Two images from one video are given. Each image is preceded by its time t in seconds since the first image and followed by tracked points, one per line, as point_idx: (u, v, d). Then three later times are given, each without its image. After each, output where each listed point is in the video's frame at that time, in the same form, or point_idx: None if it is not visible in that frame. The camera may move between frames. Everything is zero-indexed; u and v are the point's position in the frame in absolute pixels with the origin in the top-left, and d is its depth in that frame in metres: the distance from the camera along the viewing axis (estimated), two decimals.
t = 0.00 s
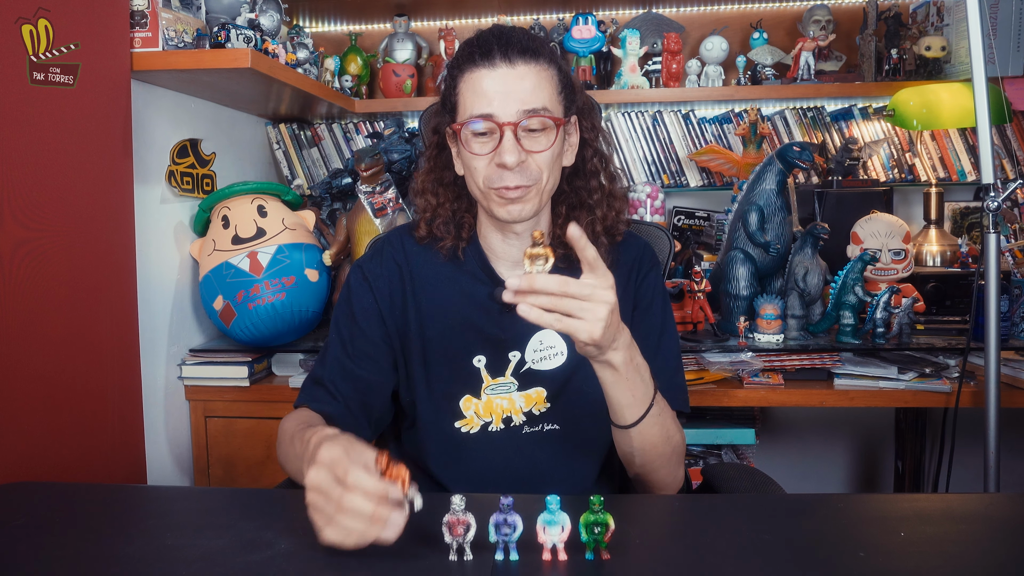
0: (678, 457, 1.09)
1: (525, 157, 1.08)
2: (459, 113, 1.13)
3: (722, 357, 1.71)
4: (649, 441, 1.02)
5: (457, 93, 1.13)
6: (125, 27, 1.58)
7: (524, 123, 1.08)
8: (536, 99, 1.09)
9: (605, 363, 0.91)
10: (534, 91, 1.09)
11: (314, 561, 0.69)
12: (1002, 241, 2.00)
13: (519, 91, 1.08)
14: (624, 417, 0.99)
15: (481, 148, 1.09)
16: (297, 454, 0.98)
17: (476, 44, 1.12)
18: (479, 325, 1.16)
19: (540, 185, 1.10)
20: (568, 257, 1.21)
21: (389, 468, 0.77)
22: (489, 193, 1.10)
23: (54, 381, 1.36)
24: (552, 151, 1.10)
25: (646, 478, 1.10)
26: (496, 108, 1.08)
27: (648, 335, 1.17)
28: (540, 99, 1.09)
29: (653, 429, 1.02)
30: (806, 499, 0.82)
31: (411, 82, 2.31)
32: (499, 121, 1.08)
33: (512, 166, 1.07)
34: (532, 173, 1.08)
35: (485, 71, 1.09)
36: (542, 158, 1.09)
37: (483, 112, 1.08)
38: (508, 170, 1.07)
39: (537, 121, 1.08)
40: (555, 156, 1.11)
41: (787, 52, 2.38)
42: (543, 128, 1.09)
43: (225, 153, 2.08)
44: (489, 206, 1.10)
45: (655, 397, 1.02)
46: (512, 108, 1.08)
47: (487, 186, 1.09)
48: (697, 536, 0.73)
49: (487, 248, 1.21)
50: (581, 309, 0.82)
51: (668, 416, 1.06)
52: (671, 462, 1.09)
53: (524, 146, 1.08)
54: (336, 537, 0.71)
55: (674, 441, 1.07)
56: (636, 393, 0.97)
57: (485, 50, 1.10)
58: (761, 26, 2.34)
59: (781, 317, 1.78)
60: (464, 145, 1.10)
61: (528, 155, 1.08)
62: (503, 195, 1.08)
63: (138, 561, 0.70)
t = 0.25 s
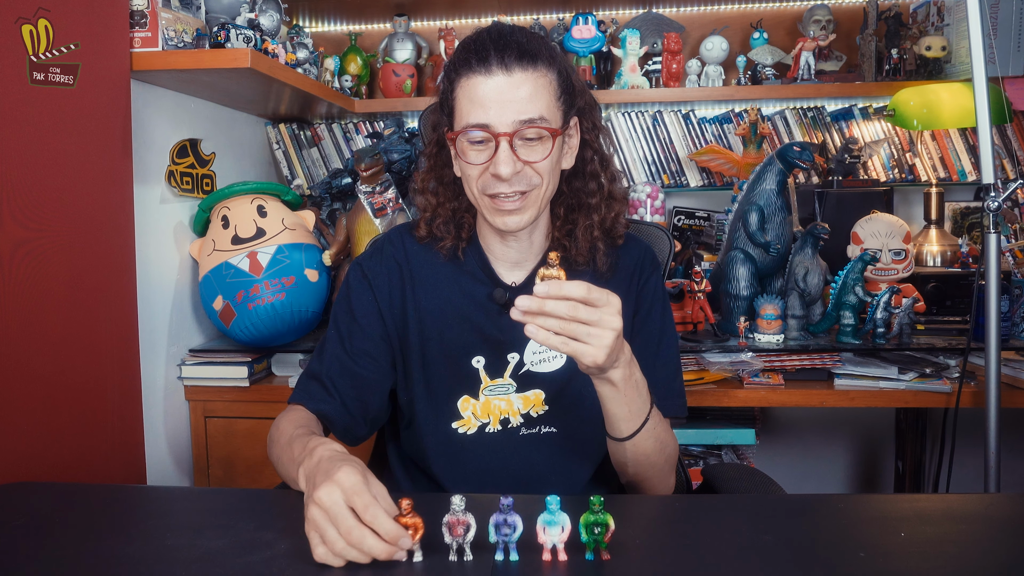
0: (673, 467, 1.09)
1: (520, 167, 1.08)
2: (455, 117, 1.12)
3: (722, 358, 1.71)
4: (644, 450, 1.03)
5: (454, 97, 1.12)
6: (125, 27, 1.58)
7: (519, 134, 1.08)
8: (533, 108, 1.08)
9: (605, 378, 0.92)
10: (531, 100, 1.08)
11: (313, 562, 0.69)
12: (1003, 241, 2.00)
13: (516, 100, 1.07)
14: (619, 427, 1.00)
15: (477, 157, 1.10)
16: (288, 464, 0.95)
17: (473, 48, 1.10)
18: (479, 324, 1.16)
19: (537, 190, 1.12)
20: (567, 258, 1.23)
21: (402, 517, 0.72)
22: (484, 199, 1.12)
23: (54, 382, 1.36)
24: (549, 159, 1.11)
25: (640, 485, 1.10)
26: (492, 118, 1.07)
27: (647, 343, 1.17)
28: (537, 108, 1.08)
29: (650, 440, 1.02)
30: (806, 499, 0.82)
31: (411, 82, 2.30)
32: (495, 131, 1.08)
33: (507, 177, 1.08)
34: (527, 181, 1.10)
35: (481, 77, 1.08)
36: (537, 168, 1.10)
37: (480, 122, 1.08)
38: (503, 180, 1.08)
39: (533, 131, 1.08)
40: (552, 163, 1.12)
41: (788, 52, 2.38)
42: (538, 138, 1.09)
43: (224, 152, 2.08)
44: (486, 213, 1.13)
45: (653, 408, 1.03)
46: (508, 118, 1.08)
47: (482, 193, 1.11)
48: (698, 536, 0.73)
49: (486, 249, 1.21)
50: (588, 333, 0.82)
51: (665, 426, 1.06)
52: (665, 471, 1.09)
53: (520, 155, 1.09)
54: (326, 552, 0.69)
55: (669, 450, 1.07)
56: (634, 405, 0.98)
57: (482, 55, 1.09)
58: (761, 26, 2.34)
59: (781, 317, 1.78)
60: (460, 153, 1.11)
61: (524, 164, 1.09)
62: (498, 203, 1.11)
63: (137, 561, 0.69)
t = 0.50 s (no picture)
0: (674, 471, 1.09)
1: (520, 171, 1.08)
2: (455, 120, 1.12)
3: (722, 358, 1.71)
4: (645, 455, 1.02)
5: (453, 100, 1.12)
6: (124, 26, 1.58)
7: (519, 138, 1.08)
8: (533, 112, 1.08)
9: (606, 387, 0.92)
10: (531, 104, 1.08)
11: (313, 562, 0.69)
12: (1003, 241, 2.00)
13: (516, 103, 1.07)
14: (620, 433, 1.00)
15: (477, 161, 1.10)
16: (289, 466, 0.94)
17: (472, 51, 1.10)
18: (479, 324, 1.15)
19: (538, 193, 1.13)
20: (567, 258, 1.22)
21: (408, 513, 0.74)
22: (484, 202, 1.12)
23: (53, 382, 1.36)
24: (550, 162, 1.11)
25: (640, 488, 1.10)
26: (492, 121, 1.07)
27: (649, 344, 1.17)
28: (537, 112, 1.08)
29: (650, 445, 1.02)
30: (807, 499, 0.81)
31: (411, 82, 2.30)
32: (495, 135, 1.08)
33: (507, 181, 1.08)
34: (527, 185, 1.10)
35: (481, 81, 1.07)
36: (538, 172, 1.10)
37: (479, 125, 1.07)
38: (503, 184, 1.08)
39: (533, 135, 1.08)
40: (552, 166, 1.13)
41: (788, 52, 2.38)
42: (539, 142, 1.09)
43: (224, 152, 2.08)
44: (486, 215, 1.13)
45: (654, 413, 1.02)
46: (508, 121, 1.07)
47: (482, 196, 1.12)
48: (698, 536, 0.73)
49: (486, 250, 1.21)
50: (587, 345, 0.82)
51: (666, 431, 1.05)
52: (666, 476, 1.09)
53: (521, 159, 1.09)
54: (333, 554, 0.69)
55: (670, 455, 1.07)
56: (635, 412, 0.98)
57: (481, 58, 1.08)
58: (762, 26, 2.34)
59: (782, 317, 1.77)
60: (459, 156, 1.11)
61: (525, 168, 1.09)
62: (498, 207, 1.11)
63: (136, 562, 0.69)
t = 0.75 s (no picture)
0: (674, 471, 1.09)
1: (521, 168, 1.08)
2: (455, 118, 1.12)
3: (722, 358, 1.71)
4: (645, 455, 1.02)
5: (453, 98, 1.12)
6: (124, 26, 1.58)
7: (520, 135, 1.08)
8: (534, 108, 1.08)
9: (605, 389, 0.92)
10: (531, 100, 1.08)
11: (314, 562, 0.69)
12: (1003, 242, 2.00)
13: (516, 99, 1.07)
14: (620, 434, 0.99)
15: (478, 157, 1.10)
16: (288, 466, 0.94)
17: (472, 48, 1.10)
18: (478, 325, 1.15)
19: (538, 190, 1.12)
20: (567, 259, 1.21)
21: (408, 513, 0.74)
22: (483, 200, 1.12)
23: (52, 382, 1.36)
24: (550, 159, 1.11)
25: (639, 489, 1.10)
26: (493, 117, 1.07)
27: (648, 344, 1.18)
28: (538, 108, 1.08)
29: (649, 446, 1.01)
30: (807, 500, 0.81)
31: (411, 82, 2.30)
32: (495, 131, 1.08)
33: (508, 177, 1.08)
34: (528, 181, 1.10)
35: (481, 77, 1.07)
36: (538, 168, 1.10)
37: (479, 122, 1.08)
38: (504, 180, 1.08)
39: (534, 131, 1.08)
40: (553, 164, 1.13)
41: (788, 52, 2.38)
42: (539, 138, 1.09)
43: (224, 153, 2.08)
44: (485, 212, 1.13)
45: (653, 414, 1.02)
46: (508, 117, 1.07)
47: (482, 193, 1.12)
48: (698, 536, 0.73)
49: (485, 250, 1.21)
50: (585, 348, 0.82)
51: (665, 430, 1.05)
52: (666, 477, 1.08)
53: (521, 156, 1.09)
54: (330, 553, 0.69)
55: (670, 454, 1.06)
56: (633, 413, 0.97)
57: (482, 55, 1.08)
58: (762, 26, 2.34)
59: (782, 317, 1.77)
60: (460, 154, 1.11)
61: (526, 165, 1.09)
62: (498, 204, 1.11)
63: (136, 562, 0.69)
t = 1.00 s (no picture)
0: (676, 453, 1.06)
1: (533, 160, 1.07)
2: (466, 110, 1.12)
3: (723, 359, 1.71)
4: (645, 429, 0.99)
5: (465, 89, 1.12)
6: (124, 26, 1.58)
7: (533, 127, 1.07)
8: (548, 103, 1.07)
9: (596, 343, 0.87)
10: (545, 94, 1.07)
11: (313, 563, 0.69)
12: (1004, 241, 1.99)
13: (530, 93, 1.07)
14: (616, 402, 0.96)
15: (489, 148, 1.09)
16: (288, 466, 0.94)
17: (487, 40, 1.10)
18: (477, 326, 1.15)
19: (546, 186, 1.11)
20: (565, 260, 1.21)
21: (408, 512, 0.75)
22: (490, 192, 1.11)
23: (52, 382, 1.36)
24: (561, 155, 1.10)
25: (643, 474, 1.06)
26: (505, 108, 1.07)
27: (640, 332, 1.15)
28: (550, 102, 1.08)
29: (648, 417, 0.98)
30: (807, 500, 0.81)
31: (411, 82, 2.30)
32: (509, 122, 1.08)
33: (520, 168, 1.07)
34: (538, 176, 1.09)
35: (495, 69, 1.08)
36: (548, 162, 1.09)
37: (491, 112, 1.08)
38: (516, 171, 1.08)
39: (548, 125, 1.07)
40: (562, 160, 1.11)
41: (788, 52, 2.37)
42: (551, 132, 1.08)
43: (224, 153, 2.08)
44: (492, 206, 1.12)
45: (653, 383, 0.99)
46: (523, 109, 1.07)
47: (490, 185, 1.11)
48: (698, 537, 0.73)
49: (485, 250, 1.22)
50: (574, 284, 0.79)
51: (668, 408, 1.02)
52: (669, 459, 1.05)
53: (534, 149, 1.08)
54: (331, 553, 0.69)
55: (672, 433, 1.03)
56: (630, 376, 0.94)
57: (497, 48, 1.08)
58: (762, 26, 2.33)
59: (782, 317, 1.77)
60: (470, 143, 1.10)
61: (538, 158, 1.08)
62: (506, 196, 1.10)
63: (135, 562, 0.69)
